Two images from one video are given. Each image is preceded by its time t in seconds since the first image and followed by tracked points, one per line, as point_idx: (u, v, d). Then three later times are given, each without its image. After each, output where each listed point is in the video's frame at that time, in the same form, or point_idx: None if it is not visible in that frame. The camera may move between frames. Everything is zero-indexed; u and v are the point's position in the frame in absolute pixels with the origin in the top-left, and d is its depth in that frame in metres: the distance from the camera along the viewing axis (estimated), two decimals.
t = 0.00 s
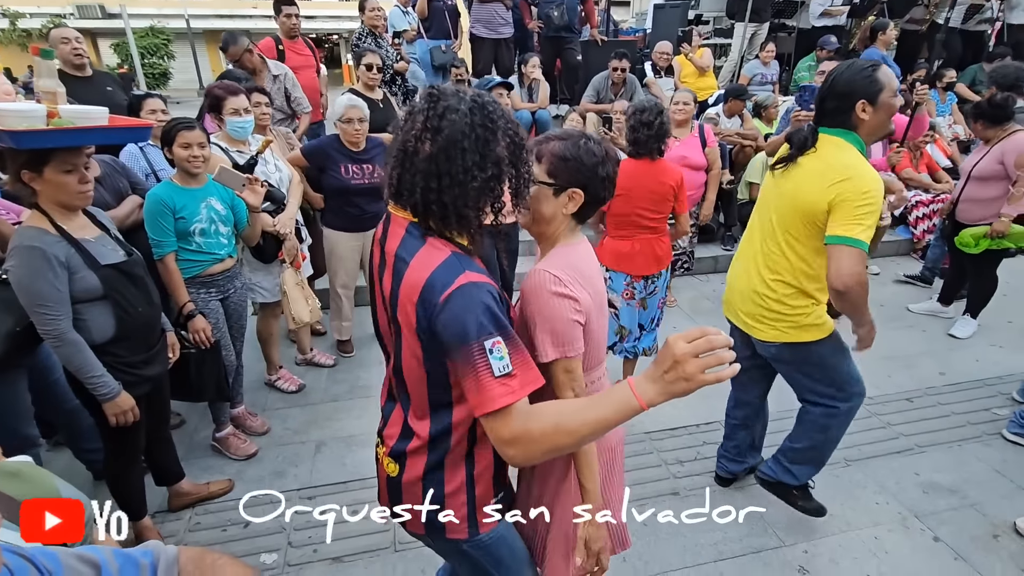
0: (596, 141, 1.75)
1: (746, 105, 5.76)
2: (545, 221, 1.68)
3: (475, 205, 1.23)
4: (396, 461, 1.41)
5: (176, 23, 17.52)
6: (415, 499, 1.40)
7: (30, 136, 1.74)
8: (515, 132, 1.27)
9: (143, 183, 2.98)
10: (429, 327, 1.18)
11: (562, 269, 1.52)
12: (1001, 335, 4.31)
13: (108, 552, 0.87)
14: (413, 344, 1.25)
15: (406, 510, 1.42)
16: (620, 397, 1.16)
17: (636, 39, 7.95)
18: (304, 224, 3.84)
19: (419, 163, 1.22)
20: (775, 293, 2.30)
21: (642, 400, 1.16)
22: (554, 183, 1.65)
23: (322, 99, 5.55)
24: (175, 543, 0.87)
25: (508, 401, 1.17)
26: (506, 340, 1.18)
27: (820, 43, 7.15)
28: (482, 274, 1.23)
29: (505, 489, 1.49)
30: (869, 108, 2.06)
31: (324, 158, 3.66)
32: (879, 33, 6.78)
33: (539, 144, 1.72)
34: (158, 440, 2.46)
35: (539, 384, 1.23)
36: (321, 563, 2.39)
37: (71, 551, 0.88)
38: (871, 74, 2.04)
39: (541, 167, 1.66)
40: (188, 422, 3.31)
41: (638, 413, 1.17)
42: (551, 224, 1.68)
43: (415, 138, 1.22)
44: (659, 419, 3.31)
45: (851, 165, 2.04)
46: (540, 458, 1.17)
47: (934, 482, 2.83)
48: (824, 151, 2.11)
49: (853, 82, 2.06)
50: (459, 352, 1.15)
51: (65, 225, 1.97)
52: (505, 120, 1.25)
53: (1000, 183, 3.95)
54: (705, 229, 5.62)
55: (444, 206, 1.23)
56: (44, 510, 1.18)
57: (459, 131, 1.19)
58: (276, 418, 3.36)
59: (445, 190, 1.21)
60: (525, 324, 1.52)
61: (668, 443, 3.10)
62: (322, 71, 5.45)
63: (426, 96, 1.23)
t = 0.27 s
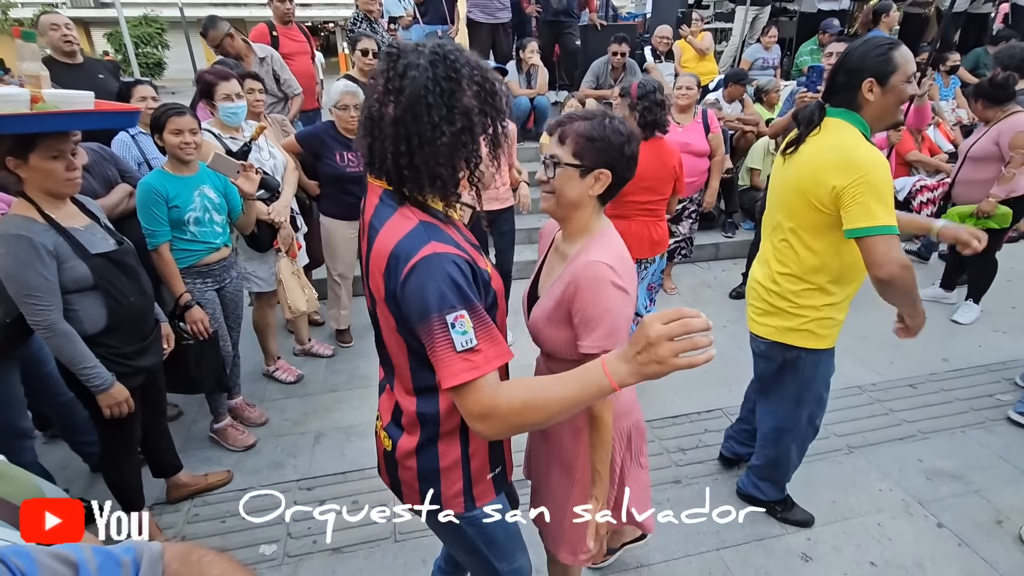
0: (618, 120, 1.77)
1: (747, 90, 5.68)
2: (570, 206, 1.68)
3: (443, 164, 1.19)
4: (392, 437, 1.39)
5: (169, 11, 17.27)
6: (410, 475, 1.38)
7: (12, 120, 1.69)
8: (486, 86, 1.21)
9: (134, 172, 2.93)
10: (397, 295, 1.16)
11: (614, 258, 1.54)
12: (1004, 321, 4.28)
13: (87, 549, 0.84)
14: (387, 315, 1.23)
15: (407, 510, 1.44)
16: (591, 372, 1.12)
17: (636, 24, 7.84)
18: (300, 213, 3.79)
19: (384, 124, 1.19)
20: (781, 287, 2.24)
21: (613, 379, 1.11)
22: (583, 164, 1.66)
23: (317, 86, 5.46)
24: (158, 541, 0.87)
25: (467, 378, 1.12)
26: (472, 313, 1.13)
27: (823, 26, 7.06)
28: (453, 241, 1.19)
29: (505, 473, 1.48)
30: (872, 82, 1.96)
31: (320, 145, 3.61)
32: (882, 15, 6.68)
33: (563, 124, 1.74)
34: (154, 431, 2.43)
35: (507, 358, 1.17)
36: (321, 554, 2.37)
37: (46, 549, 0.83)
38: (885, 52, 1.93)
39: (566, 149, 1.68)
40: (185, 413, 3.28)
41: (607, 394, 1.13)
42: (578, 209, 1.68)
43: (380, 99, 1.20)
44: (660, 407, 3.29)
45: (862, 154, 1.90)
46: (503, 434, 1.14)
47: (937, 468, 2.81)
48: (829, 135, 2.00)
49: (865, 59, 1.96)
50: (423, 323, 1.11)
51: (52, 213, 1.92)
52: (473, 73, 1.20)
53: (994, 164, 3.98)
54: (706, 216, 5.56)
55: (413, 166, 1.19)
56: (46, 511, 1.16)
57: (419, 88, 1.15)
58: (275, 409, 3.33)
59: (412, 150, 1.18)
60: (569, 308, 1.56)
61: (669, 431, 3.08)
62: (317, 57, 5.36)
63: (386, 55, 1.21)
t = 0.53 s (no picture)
0: (664, 111, 1.79)
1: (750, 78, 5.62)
2: (618, 193, 1.70)
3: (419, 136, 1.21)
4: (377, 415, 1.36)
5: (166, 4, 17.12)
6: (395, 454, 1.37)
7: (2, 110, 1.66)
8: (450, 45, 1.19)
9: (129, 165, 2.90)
10: (363, 255, 1.18)
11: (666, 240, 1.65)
12: (1008, 310, 4.25)
13: (73, 549, 0.86)
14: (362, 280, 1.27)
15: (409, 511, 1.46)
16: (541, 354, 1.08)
17: (636, 12, 7.76)
18: (298, 205, 3.76)
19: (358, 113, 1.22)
20: (792, 282, 2.21)
21: (563, 364, 1.05)
22: (633, 155, 1.68)
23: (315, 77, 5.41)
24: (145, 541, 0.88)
25: (414, 345, 1.11)
26: (431, 281, 1.12)
27: (825, 13, 6.98)
28: (424, 207, 1.20)
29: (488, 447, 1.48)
30: (868, 69, 1.91)
31: (317, 137, 3.58)
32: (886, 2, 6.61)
33: (612, 115, 1.74)
34: (153, 426, 2.41)
35: (465, 332, 1.16)
36: (322, 547, 2.36)
37: (29, 548, 0.84)
38: (886, 39, 1.86)
39: (618, 139, 1.68)
40: (185, 408, 3.27)
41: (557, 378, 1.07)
42: (624, 197, 1.71)
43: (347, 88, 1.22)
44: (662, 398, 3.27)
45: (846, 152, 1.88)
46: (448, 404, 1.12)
47: (941, 459, 2.80)
48: (817, 128, 2.01)
49: (864, 45, 1.90)
50: (382, 284, 1.13)
51: (45, 206, 1.90)
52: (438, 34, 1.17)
53: (993, 152, 3.94)
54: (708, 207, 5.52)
55: (391, 153, 1.22)
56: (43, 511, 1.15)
57: (368, 69, 1.15)
58: (275, 403, 3.32)
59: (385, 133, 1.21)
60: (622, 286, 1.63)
61: (671, 423, 3.06)
62: (314, 48, 5.30)
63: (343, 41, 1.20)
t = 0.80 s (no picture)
0: (710, 107, 1.87)
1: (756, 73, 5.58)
2: (666, 181, 1.75)
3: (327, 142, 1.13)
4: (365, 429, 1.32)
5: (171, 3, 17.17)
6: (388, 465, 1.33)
7: (6, 108, 1.66)
8: (354, 34, 1.06)
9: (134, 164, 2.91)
10: (357, 242, 1.09)
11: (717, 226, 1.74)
12: (1018, 306, 4.21)
13: (70, 548, 0.84)
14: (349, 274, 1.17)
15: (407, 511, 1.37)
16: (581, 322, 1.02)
17: (641, 8, 7.72)
18: (302, 203, 3.76)
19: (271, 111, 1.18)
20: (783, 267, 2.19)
21: (589, 332, 1.01)
22: (683, 145, 1.75)
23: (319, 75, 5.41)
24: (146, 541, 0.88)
25: (430, 333, 1.02)
26: (436, 263, 1.06)
27: (832, 7, 6.92)
28: (420, 193, 1.14)
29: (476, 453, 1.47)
30: (896, 58, 1.83)
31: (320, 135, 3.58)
32: None
33: (664, 108, 1.82)
34: (159, 423, 2.42)
35: (474, 318, 1.08)
36: (328, 544, 2.36)
37: (26, 547, 0.81)
38: (912, 27, 1.78)
39: (670, 131, 1.75)
40: (192, 405, 3.28)
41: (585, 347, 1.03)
42: (670, 185, 1.77)
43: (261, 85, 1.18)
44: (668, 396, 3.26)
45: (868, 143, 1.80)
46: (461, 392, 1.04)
47: (950, 457, 2.77)
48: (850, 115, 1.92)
49: (893, 33, 1.82)
50: (382, 270, 1.05)
51: (50, 204, 1.90)
52: (338, 22, 1.05)
53: (997, 148, 3.92)
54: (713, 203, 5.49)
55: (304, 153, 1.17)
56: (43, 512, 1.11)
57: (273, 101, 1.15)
58: (280, 400, 3.33)
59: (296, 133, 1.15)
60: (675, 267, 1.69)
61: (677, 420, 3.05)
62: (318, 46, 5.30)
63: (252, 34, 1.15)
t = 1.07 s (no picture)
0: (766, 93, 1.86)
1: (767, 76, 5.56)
2: (726, 168, 1.76)
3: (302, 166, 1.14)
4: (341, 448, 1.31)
5: (185, 8, 17.39)
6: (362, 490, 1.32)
7: (31, 115, 1.71)
8: (348, 72, 1.09)
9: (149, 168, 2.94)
10: (357, 276, 1.11)
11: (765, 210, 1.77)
12: None
13: (99, 547, 0.86)
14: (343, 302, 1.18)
15: (407, 509, 1.33)
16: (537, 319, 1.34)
17: (651, 10, 7.72)
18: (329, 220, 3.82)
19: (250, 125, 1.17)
20: (814, 280, 2.19)
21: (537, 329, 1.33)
22: (741, 131, 1.76)
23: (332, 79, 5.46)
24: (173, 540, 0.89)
25: (441, 361, 1.13)
26: (441, 294, 1.14)
27: (844, 9, 6.89)
28: (418, 221, 1.17)
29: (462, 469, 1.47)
30: (918, 63, 1.81)
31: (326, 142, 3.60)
32: None
33: (723, 95, 1.81)
34: (175, 423, 2.45)
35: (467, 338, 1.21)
36: (341, 545, 2.38)
37: (58, 545, 0.84)
38: (941, 32, 1.75)
39: (730, 118, 1.74)
40: (206, 406, 3.32)
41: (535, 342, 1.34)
42: (729, 172, 1.77)
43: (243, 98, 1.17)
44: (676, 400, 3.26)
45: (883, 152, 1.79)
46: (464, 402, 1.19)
47: (966, 463, 2.74)
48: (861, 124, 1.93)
49: (910, 41, 1.82)
50: (391, 307, 1.09)
51: (71, 208, 1.94)
52: (332, 58, 1.07)
53: (1009, 151, 3.87)
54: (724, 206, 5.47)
55: (273, 174, 1.15)
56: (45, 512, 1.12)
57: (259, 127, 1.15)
58: (293, 401, 3.36)
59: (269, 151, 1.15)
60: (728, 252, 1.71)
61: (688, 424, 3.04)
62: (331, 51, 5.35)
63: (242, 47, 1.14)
